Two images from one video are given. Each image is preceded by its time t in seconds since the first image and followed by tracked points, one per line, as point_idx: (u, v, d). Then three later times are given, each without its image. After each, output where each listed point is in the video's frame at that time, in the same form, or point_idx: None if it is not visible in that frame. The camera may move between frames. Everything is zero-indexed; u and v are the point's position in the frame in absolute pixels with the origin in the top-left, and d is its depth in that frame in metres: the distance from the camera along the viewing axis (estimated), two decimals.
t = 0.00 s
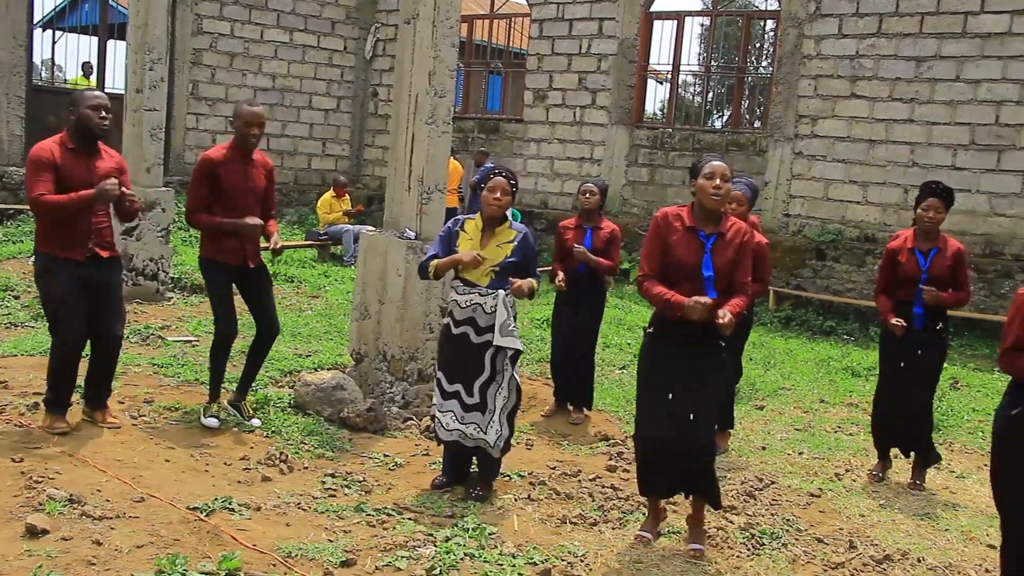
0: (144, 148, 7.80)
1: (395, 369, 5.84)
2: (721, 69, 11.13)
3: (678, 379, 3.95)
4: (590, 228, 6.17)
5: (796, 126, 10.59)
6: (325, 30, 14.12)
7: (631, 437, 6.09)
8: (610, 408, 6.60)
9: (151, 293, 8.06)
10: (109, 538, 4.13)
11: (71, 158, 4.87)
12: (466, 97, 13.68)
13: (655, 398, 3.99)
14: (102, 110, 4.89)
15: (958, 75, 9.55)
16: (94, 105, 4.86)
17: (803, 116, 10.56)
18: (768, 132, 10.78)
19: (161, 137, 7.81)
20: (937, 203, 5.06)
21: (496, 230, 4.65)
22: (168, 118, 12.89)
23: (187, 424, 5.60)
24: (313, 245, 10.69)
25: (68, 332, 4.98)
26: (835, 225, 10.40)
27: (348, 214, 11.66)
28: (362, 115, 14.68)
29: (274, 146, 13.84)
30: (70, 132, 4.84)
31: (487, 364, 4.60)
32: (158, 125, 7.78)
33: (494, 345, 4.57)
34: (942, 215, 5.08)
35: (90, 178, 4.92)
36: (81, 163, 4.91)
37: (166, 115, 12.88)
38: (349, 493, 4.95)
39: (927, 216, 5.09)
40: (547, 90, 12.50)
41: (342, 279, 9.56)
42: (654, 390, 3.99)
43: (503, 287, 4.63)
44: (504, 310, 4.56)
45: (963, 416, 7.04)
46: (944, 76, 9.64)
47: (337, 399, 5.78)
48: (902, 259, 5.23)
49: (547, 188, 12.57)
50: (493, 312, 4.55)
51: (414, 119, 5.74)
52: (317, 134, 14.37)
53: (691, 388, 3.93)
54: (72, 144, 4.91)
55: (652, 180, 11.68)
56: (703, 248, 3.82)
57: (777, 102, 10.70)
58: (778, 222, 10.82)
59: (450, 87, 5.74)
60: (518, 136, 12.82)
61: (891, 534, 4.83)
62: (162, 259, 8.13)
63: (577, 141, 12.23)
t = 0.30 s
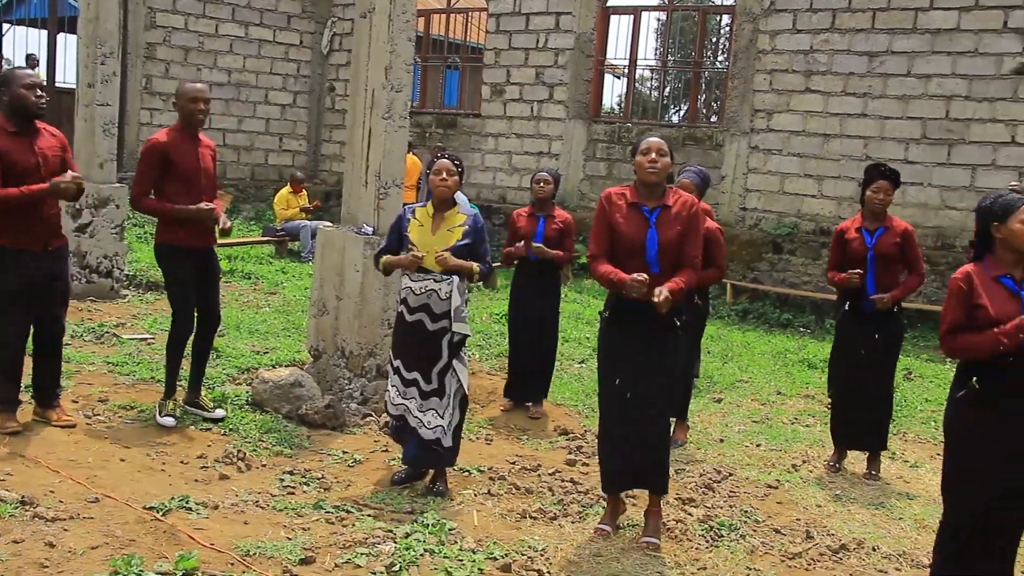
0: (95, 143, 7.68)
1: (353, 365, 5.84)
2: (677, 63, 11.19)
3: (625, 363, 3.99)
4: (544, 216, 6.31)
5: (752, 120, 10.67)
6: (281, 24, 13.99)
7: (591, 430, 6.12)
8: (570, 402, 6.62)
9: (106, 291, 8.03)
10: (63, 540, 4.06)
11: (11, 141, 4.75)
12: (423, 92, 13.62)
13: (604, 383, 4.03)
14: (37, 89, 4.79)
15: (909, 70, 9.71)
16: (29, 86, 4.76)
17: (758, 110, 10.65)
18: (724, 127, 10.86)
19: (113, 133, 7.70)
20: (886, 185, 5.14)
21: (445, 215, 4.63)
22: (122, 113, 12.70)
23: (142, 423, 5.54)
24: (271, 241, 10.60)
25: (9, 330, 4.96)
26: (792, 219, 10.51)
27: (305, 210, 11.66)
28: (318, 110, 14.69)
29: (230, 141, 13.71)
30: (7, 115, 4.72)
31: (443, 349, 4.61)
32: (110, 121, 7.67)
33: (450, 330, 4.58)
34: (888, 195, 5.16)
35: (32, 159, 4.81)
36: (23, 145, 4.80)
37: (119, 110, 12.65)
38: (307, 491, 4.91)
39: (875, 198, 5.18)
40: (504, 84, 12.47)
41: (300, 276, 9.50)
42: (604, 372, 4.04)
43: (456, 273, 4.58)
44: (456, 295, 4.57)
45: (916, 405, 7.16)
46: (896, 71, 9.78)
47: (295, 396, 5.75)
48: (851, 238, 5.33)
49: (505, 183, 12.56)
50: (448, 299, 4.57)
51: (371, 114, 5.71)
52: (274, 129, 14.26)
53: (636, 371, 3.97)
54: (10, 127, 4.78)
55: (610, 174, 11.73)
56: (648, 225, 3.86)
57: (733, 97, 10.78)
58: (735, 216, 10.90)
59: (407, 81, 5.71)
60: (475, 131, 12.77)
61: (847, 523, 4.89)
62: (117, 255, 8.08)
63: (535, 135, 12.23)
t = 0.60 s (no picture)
0: (57, 142, 7.58)
1: (321, 365, 5.81)
2: (644, 61, 11.24)
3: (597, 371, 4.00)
4: (504, 220, 6.29)
5: (718, 118, 10.75)
6: (246, 21, 13.88)
7: (560, 428, 6.14)
8: (539, 400, 6.64)
9: (70, 291, 7.96)
10: (25, 544, 3.99)
11: None
12: (390, 90, 13.56)
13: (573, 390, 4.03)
14: None
15: (873, 69, 9.82)
16: None
17: (725, 108, 10.72)
18: (691, 124, 10.93)
19: (76, 132, 7.60)
20: (852, 190, 5.18)
21: (395, 220, 4.61)
22: (84, 111, 12.54)
23: (107, 425, 5.47)
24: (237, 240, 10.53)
25: None
26: (758, 216, 10.60)
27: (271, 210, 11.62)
28: (285, 108, 14.53)
29: (195, 140, 13.60)
30: None
31: (390, 352, 4.58)
32: (72, 119, 7.56)
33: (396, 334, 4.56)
34: (854, 202, 5.19)
35: None
36: None
37: (82, 108, 12.50)
38: (276, 491, 4.88)
39: (841, 204, 5.21)
40: (472, 82, 12.46)
41: (268, 275, 9.44)
42: (574, 380, 4.04)
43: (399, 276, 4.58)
44: (400, 301, 4.53)
45: (882, 400, 7.26)
46: (860, 69, 9.89)
47: (263, 396, 5.72)
48: (817, 244, 5.37)
49: (473, 181, 12.55)
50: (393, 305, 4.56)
51: (338, 112, 5.68)
52: (240, 127, 14.15)
53: (610, 376, 3.99)
54: None
55: (578, 172, 11.77)
56: (605, 237, 3.91)
57: (699, 95, 10.85)
58: (701, 213, 10.96)
59: (373, 79, 5.69)
60: (443, 129, 12.74)
61: (814, 518, 4.95)
62: (79, 256, 8.01)
63: (502, 133, 12.23)
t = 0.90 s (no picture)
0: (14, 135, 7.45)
1: (286, 360, 5.75)
2: (609, 55, 11.29)
3: (576, 357, 4.03)
4: (474, 209, 6.30)
5: (683, 112, 10.81)
6: (208, 14, 13.73)
7: (526, 422, 6.15)
8: (505, 394, 6.66)
9: (29, 287, 7.85)
10: None
11: None
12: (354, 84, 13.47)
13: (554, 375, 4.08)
14: None
15: (835, 63, 9.93)
16: None
17: (689, 102, 10.79)
18: (655, 118, 10.98)
19: (34, 125, 7.48)
20: (823, 177, 5.21)
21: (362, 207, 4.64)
22: (42, 104, 12.32)
23: (67, 422, 5.40)
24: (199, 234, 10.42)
25: None
26: (722, 209, 10.68)
27: (233, 205, 11.51)
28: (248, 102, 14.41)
29: (157, 134, 13.43)
30: None
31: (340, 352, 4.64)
32: (29, 112, 7.44)
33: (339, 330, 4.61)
34: (827, 188, 5.22)
35: None
36: None
37: (40, 101, 12.28)
38: (241, 488, 4.84)
39: (813, 189, 5.25)
40: (436, 76, 12.41)
41: (231, 270, 9.36)
42: (555, 365, 4.08)
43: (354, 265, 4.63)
44: (346, 286, 4.61)
45: (844, 391, 7.36)
46: (822, 64, 10.00)
47: (227, 391, 5.67)
48: (789, 227, 5.45)
49: (438, 174, 12.51)
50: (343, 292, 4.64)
51: (301, 105, 5.63)
52: (203, 121, 14.00)
53: (587, 366, 4.01)
54: None
55: (543, 166, 11.79)
56: (575, 218, 3.95)
57: (664, 89, 10.90)
58: (666, 207, 11.03)
59: (337, 73, 5.67)
60: (407, 123, 12.69)
61: (777, 508, 5.01)
62: (38, 251, 7.89)
63: (467, 127, 12.21)
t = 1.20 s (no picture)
0: None
1: (251, 351, 5.71)
2: (574, 45, 11.38)
3: (546, 348, 4.03)
4: (445, 203, 6.28)
5: (647, 102, 10.85)
6: (168, 3, 13.54)
7: (492, 412, 6.16)
8: (471, 384, 6.66)
9: None
10: None
11: None
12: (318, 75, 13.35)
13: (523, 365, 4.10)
14: None
15: (797, 54, 10.03)
16: None
17: (653, 92, 10.82)
18: (620, 108, 11.02)
19: None
20: (789, 170, 5.29)
21: (331, 202, 4.65)
22: None
23: (25, 417, 5.31)
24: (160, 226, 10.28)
25: None
26: (686, 199, 10.75)
27: (195, 196, 11.35)
28: (209, 92, 14.25)
29: (116, 124, 13.22)
30: None
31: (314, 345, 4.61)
32: None
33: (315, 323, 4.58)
34: (795, 181, 5.29)
35: None
36: None
37: None
38: (204, 480, 4.80)
39: (780, 183, 5.32)
40: (400, 66, 12.30)
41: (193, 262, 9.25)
42: (523, 355, 4.10)
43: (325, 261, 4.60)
44: (320, 286, 4.55)
45: (806, 378, 7.47)
46: (785, 54, 10.09)
47: (190, 384, 5.63)
48: (760, 222, 5.52)
49: (403, 165, 12.46)
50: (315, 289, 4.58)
51: (264, 95, 5.58)
52: (164, 111, 13.80)
53: (556, 357, 4.02)
54: None
55: (508, 156, 11.79)
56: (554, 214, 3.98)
57: (628, 79, 10.94)
58: (631, 196, 11.07)
59: (301, 62, 5.62)
60: (371, 113, 12.60)
61: (741, 494, 5.06)
62: None
63: (432, 117, 12.15)
